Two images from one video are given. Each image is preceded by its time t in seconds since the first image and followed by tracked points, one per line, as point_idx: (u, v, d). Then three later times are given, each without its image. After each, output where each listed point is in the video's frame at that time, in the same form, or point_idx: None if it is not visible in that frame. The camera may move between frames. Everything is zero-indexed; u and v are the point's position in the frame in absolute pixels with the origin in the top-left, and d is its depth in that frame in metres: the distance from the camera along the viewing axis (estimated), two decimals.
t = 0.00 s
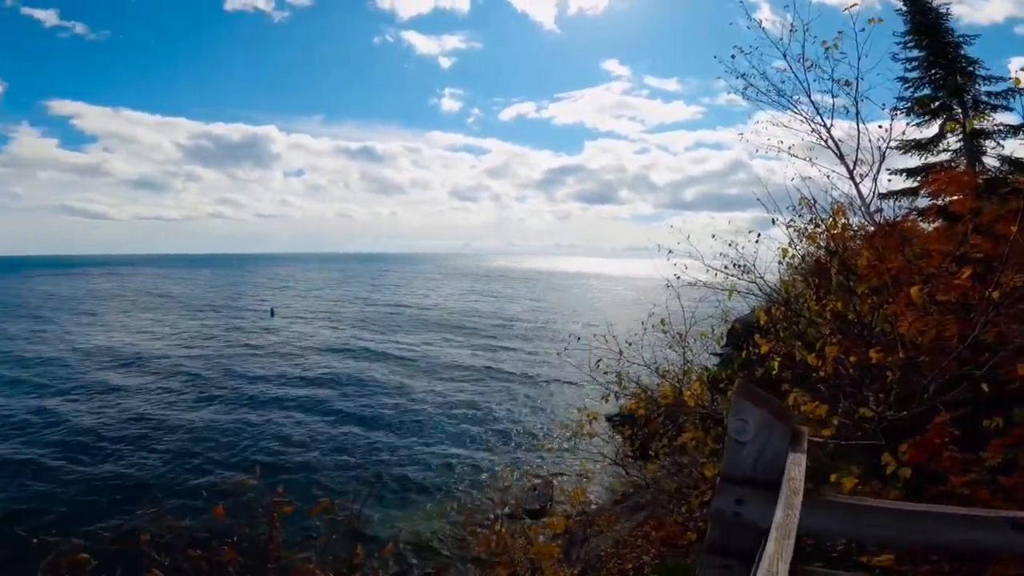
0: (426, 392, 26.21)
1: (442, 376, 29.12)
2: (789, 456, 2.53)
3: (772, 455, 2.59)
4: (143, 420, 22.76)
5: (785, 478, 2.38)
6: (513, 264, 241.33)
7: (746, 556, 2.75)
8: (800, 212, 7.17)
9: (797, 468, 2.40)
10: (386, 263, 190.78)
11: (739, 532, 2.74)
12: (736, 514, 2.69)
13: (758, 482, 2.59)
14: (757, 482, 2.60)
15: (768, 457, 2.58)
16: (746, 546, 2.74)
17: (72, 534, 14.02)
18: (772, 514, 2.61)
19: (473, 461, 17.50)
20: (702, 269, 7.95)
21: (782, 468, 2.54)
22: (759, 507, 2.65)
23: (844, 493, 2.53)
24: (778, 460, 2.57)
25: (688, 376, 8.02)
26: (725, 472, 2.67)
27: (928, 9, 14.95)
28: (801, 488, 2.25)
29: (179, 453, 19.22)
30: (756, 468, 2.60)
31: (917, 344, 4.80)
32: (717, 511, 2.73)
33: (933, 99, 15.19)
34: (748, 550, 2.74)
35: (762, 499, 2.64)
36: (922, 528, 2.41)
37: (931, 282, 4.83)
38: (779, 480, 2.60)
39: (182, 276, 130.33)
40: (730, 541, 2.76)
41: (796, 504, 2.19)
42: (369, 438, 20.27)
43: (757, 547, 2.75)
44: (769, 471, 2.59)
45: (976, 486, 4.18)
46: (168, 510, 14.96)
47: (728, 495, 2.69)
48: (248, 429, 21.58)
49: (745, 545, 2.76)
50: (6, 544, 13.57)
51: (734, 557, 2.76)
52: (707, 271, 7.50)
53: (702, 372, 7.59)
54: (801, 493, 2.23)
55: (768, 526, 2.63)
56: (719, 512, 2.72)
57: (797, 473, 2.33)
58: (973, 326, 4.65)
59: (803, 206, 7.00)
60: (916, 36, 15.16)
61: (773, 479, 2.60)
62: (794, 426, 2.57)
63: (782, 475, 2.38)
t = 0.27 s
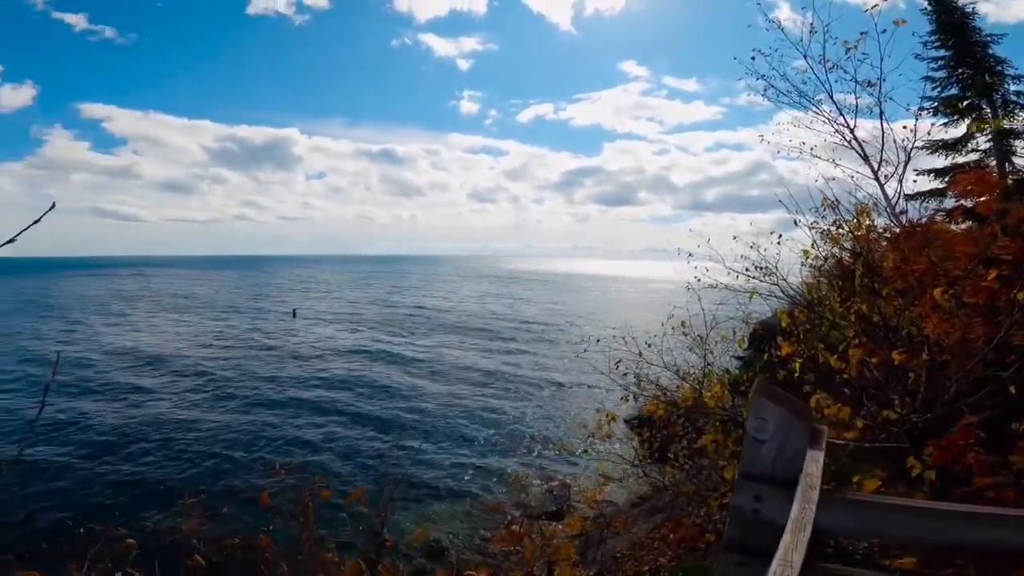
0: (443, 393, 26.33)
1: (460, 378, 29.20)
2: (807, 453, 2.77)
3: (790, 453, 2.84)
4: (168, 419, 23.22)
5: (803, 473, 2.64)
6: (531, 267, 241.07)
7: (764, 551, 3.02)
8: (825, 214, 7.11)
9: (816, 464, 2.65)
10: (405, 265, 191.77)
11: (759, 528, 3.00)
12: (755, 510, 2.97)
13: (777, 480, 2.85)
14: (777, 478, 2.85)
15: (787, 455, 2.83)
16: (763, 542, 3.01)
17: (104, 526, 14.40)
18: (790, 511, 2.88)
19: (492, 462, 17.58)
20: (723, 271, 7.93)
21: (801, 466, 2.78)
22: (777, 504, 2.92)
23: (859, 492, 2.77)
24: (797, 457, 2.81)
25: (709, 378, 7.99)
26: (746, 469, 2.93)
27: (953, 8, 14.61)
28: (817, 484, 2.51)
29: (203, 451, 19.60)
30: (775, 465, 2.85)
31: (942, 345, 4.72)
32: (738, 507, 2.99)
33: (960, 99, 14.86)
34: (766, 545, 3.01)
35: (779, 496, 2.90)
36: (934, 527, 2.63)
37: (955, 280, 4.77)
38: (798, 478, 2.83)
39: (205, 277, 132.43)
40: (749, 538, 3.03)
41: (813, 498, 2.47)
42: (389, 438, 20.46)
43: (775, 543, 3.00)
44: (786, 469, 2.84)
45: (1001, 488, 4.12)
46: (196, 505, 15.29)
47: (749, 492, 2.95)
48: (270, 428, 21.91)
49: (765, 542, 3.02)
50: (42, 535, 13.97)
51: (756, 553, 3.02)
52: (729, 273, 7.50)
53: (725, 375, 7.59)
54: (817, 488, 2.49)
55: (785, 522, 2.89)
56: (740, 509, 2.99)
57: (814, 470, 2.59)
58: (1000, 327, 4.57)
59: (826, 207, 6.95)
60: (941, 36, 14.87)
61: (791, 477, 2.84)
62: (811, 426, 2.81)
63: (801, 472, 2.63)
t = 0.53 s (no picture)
0: (462, 394, 26.37)
1: (479, 379, 29.23)
2: (826, 451, 2.83)
3: (810, 451, 2.90)
4: (193, 412, 23.65)
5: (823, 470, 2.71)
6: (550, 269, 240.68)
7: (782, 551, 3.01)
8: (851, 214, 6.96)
9: (836, 460, 2.71)
10: (425, 267, 192.75)
11: (777, 528, 3.01)
12: (773, 509, 2.99)
13: (797, 478, 2.89)
14: (797, 476, 2.90)
15: (807, 454, 2.89)
16: (781, 542, 3.01)
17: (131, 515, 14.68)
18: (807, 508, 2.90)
19: (511, 462, 17.62)
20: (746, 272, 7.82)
21: (820, 462, 2.84)
22: (796, 501, 2.94)
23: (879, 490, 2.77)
24: (818, 455, 2.86)
25: (731, 379, 7.91)
26: (766, 467, 2.98)
27: (984, 6, 14.26)
28: (836, 479, 2.58)
29: (226, 443, 19.91)
30: (795, 463, 2.90)
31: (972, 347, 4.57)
32: (756, 505, 3.02)
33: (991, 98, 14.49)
34: (784, 545, 3.01)
35: (798, 494, 2.93)
36: (956, 528, 2.63)
37: (984, 280, 4.63)
38: (817, 476, 2.88)
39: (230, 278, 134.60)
40: (767, 537, 3.04)
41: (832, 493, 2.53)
42: (408, 436, 20.60)
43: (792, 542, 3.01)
44: (806, 467, 2.88)
45: None
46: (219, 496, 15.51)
47: (767, 490, 2.98)
48: (291, 425, 22.16)
49: (783, 540, 3.02)
50: (72, 521, 14.28)
51: (773, 552, 3.02)
52: (752, 274, 7.39)
53: (748, 376, 7.48)
54: (836, 484, 2.55)
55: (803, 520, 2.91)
56: (758, 507, 3.02)
57: (834, 466, 2.65)
58: None
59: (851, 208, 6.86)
60: (972, 34, 14.53)
61: (811, 475, 2.89)
62: (831, 423, 2.86)
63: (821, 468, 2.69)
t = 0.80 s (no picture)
0: (483, 393, 26.43)
1: (501, 378, 29.26)
2: (850, 452, 2.87)
3: (833, 452, 2.94)
4: (220, 408, 24.15)
5: (845, 472, 2.77)
6: (573, 269, 239.86)
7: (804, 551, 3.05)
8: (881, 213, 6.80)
9: (858, 463, 2.77)
10: (447, 267, 193.67)
11: (799, 527, 3.05)
12: (795, 509, 3.04)
13: (819, 478, 2.94)
14: (819, 477, 2.95)
15: (831, 454, 2.93)
16: (802, 542, 3.06)
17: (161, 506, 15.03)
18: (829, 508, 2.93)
19: (532, 462, 17.66)
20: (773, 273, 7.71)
21: (844, 463, 2.88)
22: (818, 502, 2.97)
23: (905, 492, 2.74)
24: (841, 456, 2.91)
25: (756, 381, 7.82)
26: (788, 467, 3.04)
27: None
28: (858, 481, 2.67)
29: (252, 440, 20.30)
30: (817, 465, 2.95)
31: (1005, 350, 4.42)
32: (778, 505, 3.07)
33: None
34: (805, 545, 3.05)
35: (820, 493, 2.96)
36: (987, 530, 2.56)
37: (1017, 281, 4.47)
38: (839, 477, 2.92)
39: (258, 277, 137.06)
40: (788, 537, 3.09)
41: (852, 494, 2.59)
42: (429, 433, 20.77)
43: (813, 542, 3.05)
44: (830, 467, 2.93)
45: None
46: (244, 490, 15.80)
47: (789, 490, 3.03)
48: (316, 422, 22.46)
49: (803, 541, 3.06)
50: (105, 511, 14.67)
51: (792, 552, 3.06)
52: (778, 275, 7.29)
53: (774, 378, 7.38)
54: (856, 485, 2.62)
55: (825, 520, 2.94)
56: (780, 507, 3.06)
57: (856, 469, 2.71)
58: None
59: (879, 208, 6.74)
60: (1008, 29, 14.11)
61: (834, 476, 2.93)
62: (855, 424, 2.92)
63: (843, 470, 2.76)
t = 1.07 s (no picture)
0: (511, 392, 26.47)
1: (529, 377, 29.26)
2: (882, 454, 2.88)
3: (866, 455, 2.94)
4: (254, 404, 24.75)
5: (876, 476, 2.76)
6: (602, 268, 238.30)
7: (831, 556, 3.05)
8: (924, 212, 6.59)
9: (891, 466, 2.76)
10: (477, 266, 194.48)
11: (826, 531, 3.06)
12: (824, 512, 3.05)
13: (850, 480, 2.96)
14: (850, 480, 2.96)
15: (863, 457, 2.94)
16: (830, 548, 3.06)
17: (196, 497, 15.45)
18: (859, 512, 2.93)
19: (558, 461, 17.62)
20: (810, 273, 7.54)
21: (876, 465, 2.89)
22: (847, 505, 2.98)
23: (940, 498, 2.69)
24: (873, 460, 2.92)
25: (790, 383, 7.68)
26: (818, 468, 3.07)
27: None
28: (889, 484, 2.64)
29: (284, 435, 20.76)
30: (849, 468, 2.98)
31: None
32: (807, 508, 3.08)
33: None
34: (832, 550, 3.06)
35: (851, 496, 2.98)
36: None
37: None
38: (871, 480, 2.93)
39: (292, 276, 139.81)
40: (816, 541, 3.09)
41: (882, 497, 2.59)
42: (456, 430, 20.91)
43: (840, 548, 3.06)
44: (861, 470, 2.95)
45: None
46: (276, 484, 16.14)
47: (818, 493, 3.06)
48: (346, 419, 22.81)
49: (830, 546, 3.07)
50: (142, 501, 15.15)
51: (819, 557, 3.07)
52: (814, 275, 7.14)
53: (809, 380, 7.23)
54: (888, 488, 2.61)
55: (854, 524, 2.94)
56: (809, 510, 3.08)
57: (888, 472, 2.71)
58: None
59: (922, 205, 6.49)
60: None
61: (864, 479, 2.95)
62: (889, 427, 2.93)
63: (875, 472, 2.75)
